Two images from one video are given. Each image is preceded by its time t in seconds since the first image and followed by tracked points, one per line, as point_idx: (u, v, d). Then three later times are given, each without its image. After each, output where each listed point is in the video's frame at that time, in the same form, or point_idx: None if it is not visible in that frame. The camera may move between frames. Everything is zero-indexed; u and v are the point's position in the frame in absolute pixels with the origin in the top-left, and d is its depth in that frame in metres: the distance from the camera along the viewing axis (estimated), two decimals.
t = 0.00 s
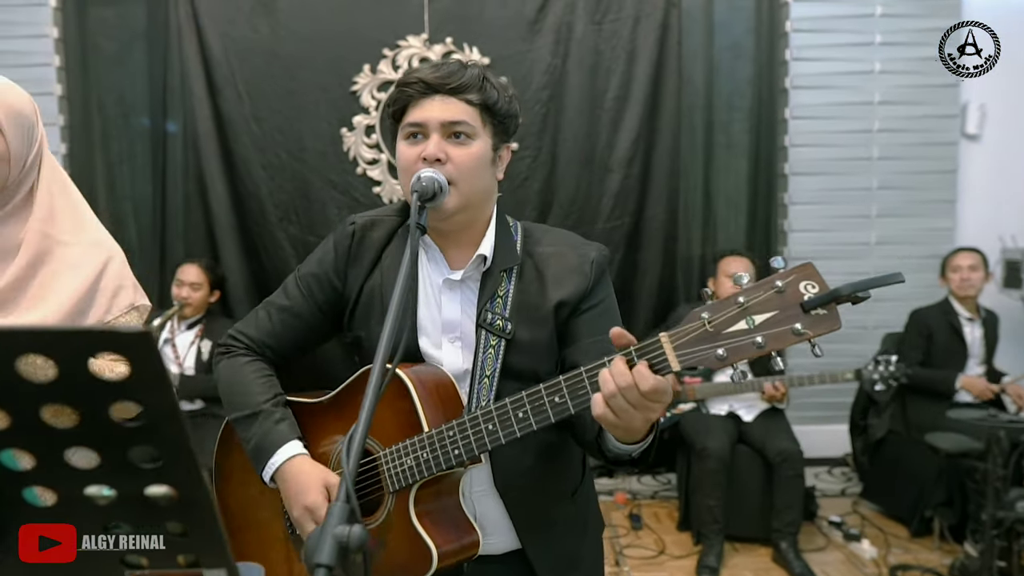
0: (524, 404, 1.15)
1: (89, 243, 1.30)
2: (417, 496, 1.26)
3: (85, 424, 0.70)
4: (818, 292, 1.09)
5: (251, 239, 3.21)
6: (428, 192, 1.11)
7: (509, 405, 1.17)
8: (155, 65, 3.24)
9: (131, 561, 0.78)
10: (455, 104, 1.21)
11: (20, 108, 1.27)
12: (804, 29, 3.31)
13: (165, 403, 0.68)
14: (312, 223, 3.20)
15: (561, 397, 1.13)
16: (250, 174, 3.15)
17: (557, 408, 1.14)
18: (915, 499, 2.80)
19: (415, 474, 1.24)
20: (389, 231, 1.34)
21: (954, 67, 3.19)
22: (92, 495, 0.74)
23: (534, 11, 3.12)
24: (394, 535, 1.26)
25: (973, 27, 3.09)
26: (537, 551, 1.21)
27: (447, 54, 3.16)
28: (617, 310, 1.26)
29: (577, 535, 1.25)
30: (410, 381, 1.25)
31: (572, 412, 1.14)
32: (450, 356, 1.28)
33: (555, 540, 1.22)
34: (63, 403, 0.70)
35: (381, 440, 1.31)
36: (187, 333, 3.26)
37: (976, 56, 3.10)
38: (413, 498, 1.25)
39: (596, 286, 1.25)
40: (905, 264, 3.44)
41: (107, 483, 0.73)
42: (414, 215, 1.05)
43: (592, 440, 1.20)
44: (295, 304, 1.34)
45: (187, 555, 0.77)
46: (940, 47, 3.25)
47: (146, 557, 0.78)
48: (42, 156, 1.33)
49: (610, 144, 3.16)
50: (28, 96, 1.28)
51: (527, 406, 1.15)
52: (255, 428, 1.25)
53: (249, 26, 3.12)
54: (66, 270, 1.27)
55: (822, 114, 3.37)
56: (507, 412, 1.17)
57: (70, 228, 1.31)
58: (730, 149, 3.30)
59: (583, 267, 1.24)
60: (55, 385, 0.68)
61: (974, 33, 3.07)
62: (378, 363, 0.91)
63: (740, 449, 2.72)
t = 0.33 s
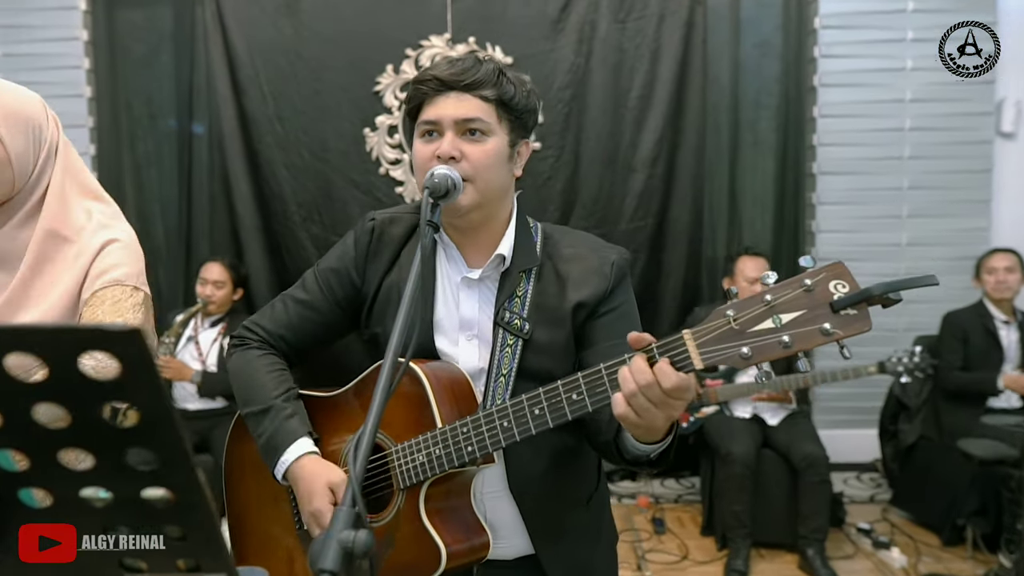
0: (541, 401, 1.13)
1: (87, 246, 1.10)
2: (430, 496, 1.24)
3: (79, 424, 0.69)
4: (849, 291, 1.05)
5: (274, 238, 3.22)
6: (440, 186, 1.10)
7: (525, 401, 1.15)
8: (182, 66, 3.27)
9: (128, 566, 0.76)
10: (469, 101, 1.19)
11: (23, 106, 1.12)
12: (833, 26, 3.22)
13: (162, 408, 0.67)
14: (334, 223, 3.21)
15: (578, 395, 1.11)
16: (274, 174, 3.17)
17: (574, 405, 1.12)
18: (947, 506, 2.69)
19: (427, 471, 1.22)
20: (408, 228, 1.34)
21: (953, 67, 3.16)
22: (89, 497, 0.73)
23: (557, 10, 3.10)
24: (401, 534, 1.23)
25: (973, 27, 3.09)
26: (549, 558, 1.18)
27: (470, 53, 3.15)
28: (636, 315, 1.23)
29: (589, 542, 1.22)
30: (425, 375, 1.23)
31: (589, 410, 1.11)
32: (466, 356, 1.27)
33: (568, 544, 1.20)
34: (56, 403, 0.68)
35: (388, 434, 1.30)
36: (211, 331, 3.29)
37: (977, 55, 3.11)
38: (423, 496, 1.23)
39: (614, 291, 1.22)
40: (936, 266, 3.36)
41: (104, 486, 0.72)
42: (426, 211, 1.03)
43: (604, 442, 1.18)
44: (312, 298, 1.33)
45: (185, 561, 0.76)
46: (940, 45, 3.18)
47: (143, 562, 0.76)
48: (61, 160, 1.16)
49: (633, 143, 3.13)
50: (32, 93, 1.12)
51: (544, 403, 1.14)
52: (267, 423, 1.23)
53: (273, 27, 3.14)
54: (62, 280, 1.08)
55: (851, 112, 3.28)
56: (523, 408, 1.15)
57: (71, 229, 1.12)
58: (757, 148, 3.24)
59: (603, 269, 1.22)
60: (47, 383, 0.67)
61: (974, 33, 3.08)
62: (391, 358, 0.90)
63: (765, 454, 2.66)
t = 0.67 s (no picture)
0: (567, 396, 1.13)
1: (97, 227, 1.16)
2: (457, 489, 1.24)
3: (114, 423, 0.70)
4: (879, 285, 1.04)
5: (299, 240, 3.26)
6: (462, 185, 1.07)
7: (552, 396, 1.14)
8: (209, 70, 3.32)
9: (162, 564, 0.78)
10: (497, 102, 1.19)
11: (32, 104, 1.17)
12: (861, 25, 3.18)
13: (194, 410, 0.67)
14: (359, 224, 3.23)
15: (606, 389, 1.11)
16: (298, 176, 3.20)
17: (601, 399, 1.11)
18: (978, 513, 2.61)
19: (453, 464, 1.22)
20: (434, 227, 1.34)
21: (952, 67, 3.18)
22: (123, 496, 0.74)
23: (581, 11, 3.09)
24: (428, 528, 1.24)
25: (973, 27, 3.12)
26: (573, 555, 1.18)
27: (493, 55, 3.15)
28: (661, 311, 1.22)
29: (613, 542, 1.21)
30: (451, 370, 1.24)
31: (617, 404, 1.11)
32: (493, 353, 1.27)
33: (593, 543, 1.19)
34: (90, 402, 0.69)
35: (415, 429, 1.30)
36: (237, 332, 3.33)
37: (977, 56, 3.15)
38: (449, 491, 1.24)
39: (639, 288, 1.21)
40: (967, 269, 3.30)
41: (138, 484, 0.73)
42: (451, 212, 1.03)
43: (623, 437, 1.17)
44: (340, 295, 1.33)
45: (216, 561, 0.77)
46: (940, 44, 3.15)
47: (177, 560, 0.78)
48: (70, 157, 1.22)
49: (657, 144, 3.11)
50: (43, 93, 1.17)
51: (570, 397, 1.13)
52: (286, 408, 1.23)
53: (299, 29, 3.17)
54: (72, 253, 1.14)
55: (882, 112, 3.23)
56: (549, 403, 1.14)
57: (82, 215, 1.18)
58: (783, 148, 3.20)
59: (628, 265, 1.21)
60: (83, 383, 0.68)
61: (975, 34, 3.13)
62: (417, 355, 0.90)
63: (789, 458, 2.63)
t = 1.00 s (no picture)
0: (611, 407, 1.17)
1: (145, 247, 1.31)
2: (501, 494, 1.27)
3: (204, 426, 0.76)
4: (917, 307, 1.06)
5: (327, 243, 3.31)
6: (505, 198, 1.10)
7: (596, 407, 1.18)
8: (240, 76, 3.39)
9: (239, 557, 0.83)
10: (537, 116, 1.22)
11: (95, 117, 1.37)
12: (886, 28, 3.16)
13: (277, 411, 0.73)
14: (385, 228, 3.28)
15: (649, 403, 1.14)
16: (326, 180, 3.25)
17: (643, 412, 1.15)
18: (1008, 520, 2.59)
19: (498, 471, 1.25)
20: (471, 237, 1.37)
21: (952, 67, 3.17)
22: (207, 493, 0.80)
23: (606, 16, 3.11)
24: (473, 532, 1.28)
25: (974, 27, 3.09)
26: (613, 556, 1.20)
27: (518, 60, 3.18)
28: (693, 318, 1.25)
29: (649, 543, 1.24)
30: (495, 380, 1.26)
31: (660, 417, 1.15)
32: (529, 360, 1.30)
33: (630, 544, 1.22)
34: (184, 407, 0.75)
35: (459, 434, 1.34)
36: (266, 333, 3.38)
37: (978, 57, 3.14)
38: (494, 496, 1.27)
39: (671, 295, 1.24)
40: (995, 273, 3.27)
41: (222, 482, 0.79)
42: (496, 225, 1.05)
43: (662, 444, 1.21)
44: (381, 304, 1.37)
45: (289, 554, 0.82)
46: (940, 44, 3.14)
47: (252, 553, 0.83)
48: (121, 168, 1.40)
49: (682, 148, 3.12)
50: (105, 109, 1.36)
51: (614, 409, 1.17)
52: (335, 405, 1.27)
53: (327, 36, 3.23)
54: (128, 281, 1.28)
55: (908, 114, 3.22)
56: (593, 413, 1.17)
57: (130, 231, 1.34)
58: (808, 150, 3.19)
59: (660, 273, 1.24)
60: (179, 389, 0.74)
61: (975, 33, 3.10)
62: (467, 363, 0.92)
63: (817, 463, 2.63)
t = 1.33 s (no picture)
0: (630, 412, 1.20)
1: (205, 276, 1.37)
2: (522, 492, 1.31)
3: (270, 417, 0.76)
4: (927, 322, 1.09)
5: (338, 243, 3.35)
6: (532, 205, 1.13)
7: (616, 411, 1.22)
8: (253, 79, 3.43)
9: (292, 543, 0.82)
10: (563, 124, 1.25)
11: (167, 132, 1.43)
12: (894, 31, 3.18)
13: (338, 401, 0.73)
14: (396, 229, 3.31)
15: (667, 408, 1.18)
16: (338, 182, 3.29)
17: (663, 417, 1.19)
18: (1015, 519, 2.62)
19: (520, 470, 1.28)
20: (493, 242, 1.41)
21: (954, 67, 3.19)
22: (265, 481, 0.79)
23: (615, 19, 3.14)
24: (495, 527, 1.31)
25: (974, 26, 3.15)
26: (630, 548, 1.24)
27: (528, 63, 3.21)
28: (707, 322, 1.28)
29: (663, 536, 1.27)
30: (516, 382, 1.30)
31: (677, 421, 1.19)
32: (548, 361, 1.33)
33: (646, 539, 1.25)
34: (251, 399, 0.75)
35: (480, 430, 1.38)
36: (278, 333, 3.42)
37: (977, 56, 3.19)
38: (516, 494, 1.30)
39: (686, 300, 1.27)
40: (1003, 274, 3.28)
41: (281, 470, 0.79)
42: (524, 228, 1.07)
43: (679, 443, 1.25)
44: (405, 308, 1.40)
45: (338, 540, 0.80)
46: (938, 44, 3.16)
47: (304, 538, 0.82)
48: (186, 182, 1.47)
49: (690, 150, 3.14)
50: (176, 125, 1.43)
51: (633, 413, 1.21)
52: (369, 414, 1.30)
53: (340, 39, 3.27)
54: (191, 301, 1.33)
55: (915, 117, 3.24)
56: (614, 417, 1.22)
57: (190, 258, 1.39)
58: (816, 153, 3.22)
59: (676, 279, 1.27)
60: (247, 382, 0.74)
61: (974, 33, 3.16)
62: (497, 366, 0.92)
63: (825, 462, 2.65)
